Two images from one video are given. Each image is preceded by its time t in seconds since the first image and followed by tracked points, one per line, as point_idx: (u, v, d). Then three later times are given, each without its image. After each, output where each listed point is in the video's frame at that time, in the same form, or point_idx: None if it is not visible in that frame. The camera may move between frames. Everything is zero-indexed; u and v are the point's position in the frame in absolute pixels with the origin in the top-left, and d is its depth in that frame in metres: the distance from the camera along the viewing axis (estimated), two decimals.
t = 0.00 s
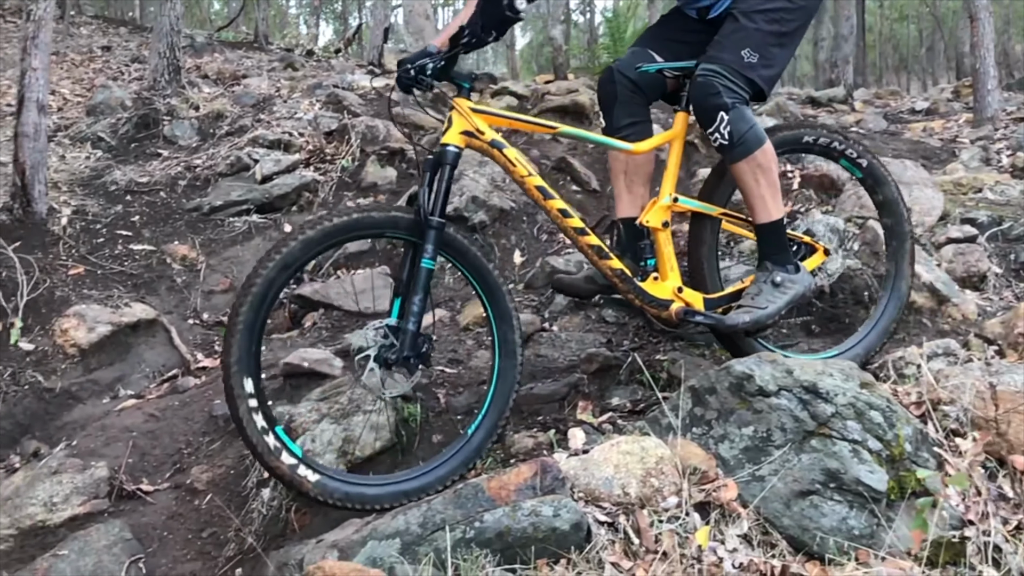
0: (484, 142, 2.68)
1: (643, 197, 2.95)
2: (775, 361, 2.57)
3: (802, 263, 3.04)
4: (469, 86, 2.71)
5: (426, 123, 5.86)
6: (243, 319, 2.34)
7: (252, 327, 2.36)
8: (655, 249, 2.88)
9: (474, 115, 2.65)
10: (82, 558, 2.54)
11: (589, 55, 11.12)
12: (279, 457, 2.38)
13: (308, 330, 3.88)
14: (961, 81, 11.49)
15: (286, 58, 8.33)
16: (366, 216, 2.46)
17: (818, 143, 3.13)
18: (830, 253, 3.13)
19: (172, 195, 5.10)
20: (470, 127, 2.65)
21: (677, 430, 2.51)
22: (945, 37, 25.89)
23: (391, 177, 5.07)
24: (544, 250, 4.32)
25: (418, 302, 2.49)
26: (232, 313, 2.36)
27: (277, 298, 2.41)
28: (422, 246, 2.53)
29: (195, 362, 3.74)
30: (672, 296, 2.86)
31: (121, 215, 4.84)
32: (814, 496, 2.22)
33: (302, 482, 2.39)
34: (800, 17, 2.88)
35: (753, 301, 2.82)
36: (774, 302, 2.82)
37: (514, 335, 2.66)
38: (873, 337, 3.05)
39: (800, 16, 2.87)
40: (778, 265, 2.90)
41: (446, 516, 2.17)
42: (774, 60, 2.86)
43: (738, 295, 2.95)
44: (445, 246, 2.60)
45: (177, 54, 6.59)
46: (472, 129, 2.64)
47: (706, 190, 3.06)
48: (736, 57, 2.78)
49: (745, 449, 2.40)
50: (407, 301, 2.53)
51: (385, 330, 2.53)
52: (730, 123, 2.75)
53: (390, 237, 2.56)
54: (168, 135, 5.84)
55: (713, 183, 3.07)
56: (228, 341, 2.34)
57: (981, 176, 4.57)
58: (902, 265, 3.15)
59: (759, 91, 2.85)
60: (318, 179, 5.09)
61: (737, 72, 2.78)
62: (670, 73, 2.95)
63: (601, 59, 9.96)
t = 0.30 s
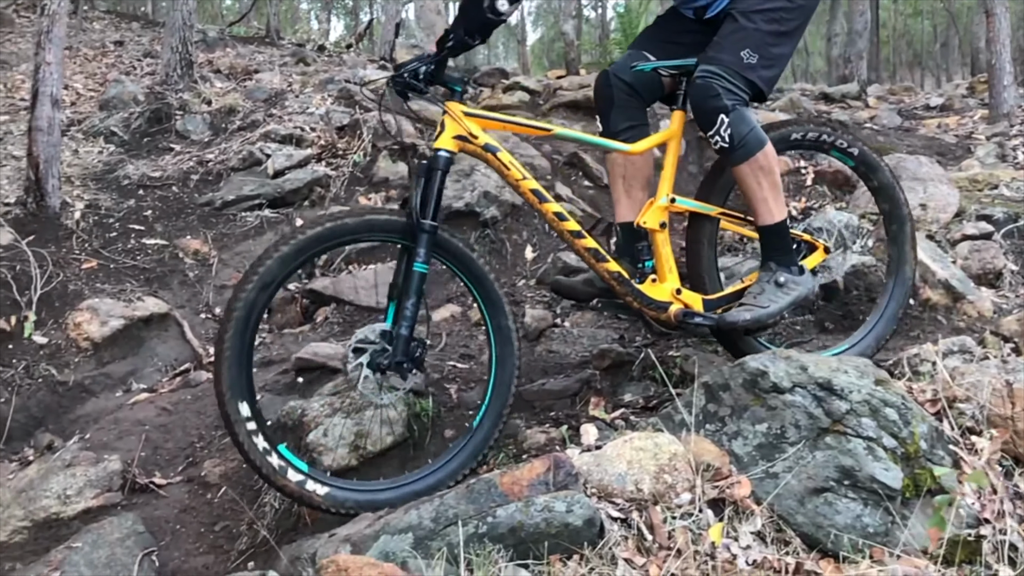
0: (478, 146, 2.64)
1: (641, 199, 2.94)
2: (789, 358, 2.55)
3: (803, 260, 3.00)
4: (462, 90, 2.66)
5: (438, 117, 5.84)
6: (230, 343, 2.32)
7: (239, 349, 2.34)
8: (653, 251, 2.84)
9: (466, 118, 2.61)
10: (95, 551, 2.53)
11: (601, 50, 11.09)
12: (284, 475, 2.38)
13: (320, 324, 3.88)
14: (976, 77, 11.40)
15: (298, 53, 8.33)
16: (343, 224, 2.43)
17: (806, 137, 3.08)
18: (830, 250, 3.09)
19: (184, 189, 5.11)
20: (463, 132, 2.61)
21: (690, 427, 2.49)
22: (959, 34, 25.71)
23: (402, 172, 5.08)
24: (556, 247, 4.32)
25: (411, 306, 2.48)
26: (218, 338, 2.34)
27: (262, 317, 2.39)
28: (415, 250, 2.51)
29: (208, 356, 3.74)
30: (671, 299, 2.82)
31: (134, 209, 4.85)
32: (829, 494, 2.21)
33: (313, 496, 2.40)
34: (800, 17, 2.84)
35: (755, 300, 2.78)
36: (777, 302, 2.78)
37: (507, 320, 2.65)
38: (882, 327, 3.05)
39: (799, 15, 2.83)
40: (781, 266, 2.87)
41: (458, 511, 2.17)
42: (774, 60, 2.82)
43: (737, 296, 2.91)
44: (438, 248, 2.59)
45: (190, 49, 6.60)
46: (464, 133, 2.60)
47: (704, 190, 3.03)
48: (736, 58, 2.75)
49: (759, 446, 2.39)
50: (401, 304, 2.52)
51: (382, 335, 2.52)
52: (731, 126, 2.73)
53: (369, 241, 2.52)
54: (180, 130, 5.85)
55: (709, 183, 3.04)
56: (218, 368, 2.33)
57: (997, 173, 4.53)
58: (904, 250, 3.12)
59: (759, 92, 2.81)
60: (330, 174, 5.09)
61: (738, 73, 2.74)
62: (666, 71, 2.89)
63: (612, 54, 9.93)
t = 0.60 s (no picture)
0: (470, 148, 2.63)
1: (639, 202, 2.88)
2: (805, 355, 2.54)
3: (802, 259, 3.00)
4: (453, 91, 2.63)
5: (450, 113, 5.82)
6: (221, 361, 2.32)
7: (231, 368, 2.34)
8: (649, 251, 2.83)
9: (457, 120, 2.61)
10: (110, 543, 2.53)
11: (612, 46, 11.06)
12: (292, 486, 2.39)
13: (333, 319, 3.88)
14: (992, 74, 11.33)
15: (310, 49, 8.34)
16: (317, 230, 2.40)
17: (792, 136, 3.04)
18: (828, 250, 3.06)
19: (197, 184, 5.13)
20: (455, 134, 2.60)
21: (704, 423, 2.49)
22: (974, 30, 25.52)
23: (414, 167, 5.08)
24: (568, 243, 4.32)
25: (403, 307, 2.46)
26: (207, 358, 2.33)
27: (249, 334, 2.37)
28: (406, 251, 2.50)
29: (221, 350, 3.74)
30: (667, 300, 2.79)
31: (147, 203, 4.87)
32: (843, 491, 2.20)
33: (323, 503, 2.41)
34: (798, 15, 2.81)
35: (754, 300, 2.77)
36: (776, 302, 2.76)
37: (499, 305, 2.63)
38: (890, 315, 3.06)
39: (798, 15, 2.80)
40: (781, 266, 2.85)
41: (472, 506, 2.17)
42: (770, 59, 2.78)
43: (734, 296, 2.89)
44: (429, 248, 2.56)
45: (203, 44, 6.62)
46: (456, 134, 2.60)
47: (700, 189, 3.02)
48: (734, 59, 2.71)
49: (773, 442, 2.38)
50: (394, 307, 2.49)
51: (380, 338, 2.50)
52: (729, 127, 2.70)
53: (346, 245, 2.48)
54: (194, 125, 5.87)
55: (705, 183, 3.03)
56: (213, 392, 2.33)
57: (1014, 169, 4.49)
58: (904, 234, 3.11)
59: (756, 92, 2.78)
60: (343, 169, 5.10)
61: (735, 74, 2.71)
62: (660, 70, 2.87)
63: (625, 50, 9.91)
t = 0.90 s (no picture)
0: (462, 151, 2.61)
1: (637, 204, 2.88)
2: (821, 352, 2.54)
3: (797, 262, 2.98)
4: (445, 94, 2.60)
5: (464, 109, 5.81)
6: (210, 380, 2.33)
7: (221, 390, 2.35)
8: (645, 253, 2.81)
9: (449, 122, 2.58)
10: (127, 535, 2.54)
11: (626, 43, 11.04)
12: (303, 496, 2.41)
13: (347, 314, 3.90)
14: (1008, 72, 11.25)
15: (324, 45, 8.36)
16: (288, 241, 2.39)
17: (776, 139, 2.97)
18: (826, 250, 3.05)
19: (212, 179, 5.15)
20: (447, 136, 2.58)
21: (719, 420, 2.49)
22: (990, 27, 25.32)
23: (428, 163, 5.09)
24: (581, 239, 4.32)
25: (395, 308, 2.47)
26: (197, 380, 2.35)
27: (236, 354, 2.38)
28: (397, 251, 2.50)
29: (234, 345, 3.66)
30: (663, 302, 2.78)
31: (163, 198, 4.90)
32: (859, 489, 2.19)
33: (335, 508, 2.42)
34: (796, 14, 2.80)
35: (750, 303, 2.72)
36: (772, 305, 2.72)
37: (483, 286, 2.60)
38: (899, 299, 3.08)
39: (797, 14, 2.79)
40: (777, 268, 2.81)
41: (487, 500, 2.17)
42: (767, 57, 2.76)
43: (731, 298, 2.87)
44: (419, 248, 2.56)
45: (218, 40, 6.64)
46: (448, 137, 2.58)
47: (696, 190, 2.98)
48: (730, 57, 2.69)
49: (789, 440, 2.37)
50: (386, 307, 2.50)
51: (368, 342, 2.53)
52: (724, 126, 2.66)
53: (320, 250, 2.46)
54: (208, 120, 5.90)
55: (702, 183, 2.99)
56: (208, 416, 2.34)
57: None
58: (902, 217, 3.10)
59: (752, 91, 2.75)
60: (357, 165, 5.12)
61: (732, 72, 2.69)
62: (657, 69, 2.87)
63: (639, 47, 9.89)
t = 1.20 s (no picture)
0: (454, 152, 2.58)
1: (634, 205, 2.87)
2: (839, 350, 2.54)
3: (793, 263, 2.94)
4: (435, 94, 2.58)
5: (479, 106, 5.81)
6: (205, 405, 2.34)
7: (216, 415, 2.37)
8: (639, 256, 2.79)
9: (441, 124, 2.56)
10: (145, 528, 2.56)
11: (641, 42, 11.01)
12: (317, 504, 2.43)
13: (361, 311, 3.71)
14: None
15: (340, 43, 8.38)
16: (258, 258, 2.39)
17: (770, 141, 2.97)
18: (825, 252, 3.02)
19: (229, 176, 5.17)
20: (438, 137, 2.56)
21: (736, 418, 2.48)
22: (1009, 25, 25.09)
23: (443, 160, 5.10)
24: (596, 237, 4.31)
25: (383, 311, 2.45)
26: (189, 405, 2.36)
27: (224, 376, 2.40)
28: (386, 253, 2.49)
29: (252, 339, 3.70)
30: (657, 304, 2.77)
31: (180, 194, 4.93)
32: (877, 488, 2.18)
33: (349, 510, 2.45)
34: (798, 12, 2.76)
35: (744, 306, 2.72)
36: (766, 308, 2.71)
37: (462, 270, 2.57)
38: (906, 282, 3.06)
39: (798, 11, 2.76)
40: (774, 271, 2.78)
41: (503, 496, 2.17)
42: (765, 56, 2.73)
43: (727, 301, 2.85)
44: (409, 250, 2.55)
45: (234, 37, 6.67)
46: (439, 139, 2.55)
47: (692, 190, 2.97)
48: (727, 56, 2.66)
49: (806, 438, 2.37)
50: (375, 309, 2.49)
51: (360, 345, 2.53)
52: (720, 126, 2.64)
53: (291, 260, 2.47)
54: (225, 117, 5.92)
55: (698, 183, 2.98)
56: (210, 440, 2.36)
57: None
58: (898, 198, 3.05)
59: (750, 90, 2.73)
60: (372, 162, 5.12)
61: (729, 72, 2.66)
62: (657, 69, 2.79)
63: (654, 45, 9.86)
